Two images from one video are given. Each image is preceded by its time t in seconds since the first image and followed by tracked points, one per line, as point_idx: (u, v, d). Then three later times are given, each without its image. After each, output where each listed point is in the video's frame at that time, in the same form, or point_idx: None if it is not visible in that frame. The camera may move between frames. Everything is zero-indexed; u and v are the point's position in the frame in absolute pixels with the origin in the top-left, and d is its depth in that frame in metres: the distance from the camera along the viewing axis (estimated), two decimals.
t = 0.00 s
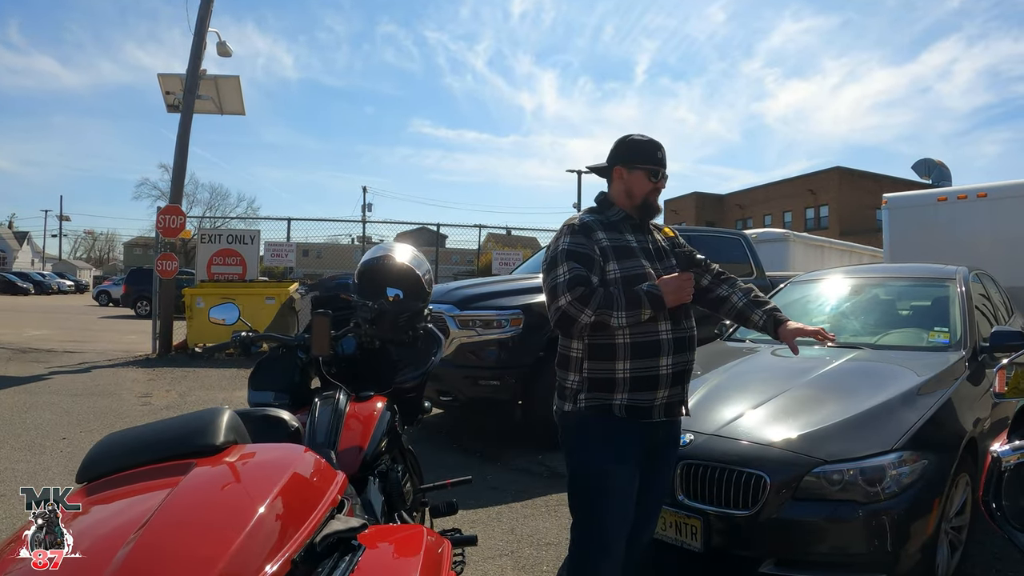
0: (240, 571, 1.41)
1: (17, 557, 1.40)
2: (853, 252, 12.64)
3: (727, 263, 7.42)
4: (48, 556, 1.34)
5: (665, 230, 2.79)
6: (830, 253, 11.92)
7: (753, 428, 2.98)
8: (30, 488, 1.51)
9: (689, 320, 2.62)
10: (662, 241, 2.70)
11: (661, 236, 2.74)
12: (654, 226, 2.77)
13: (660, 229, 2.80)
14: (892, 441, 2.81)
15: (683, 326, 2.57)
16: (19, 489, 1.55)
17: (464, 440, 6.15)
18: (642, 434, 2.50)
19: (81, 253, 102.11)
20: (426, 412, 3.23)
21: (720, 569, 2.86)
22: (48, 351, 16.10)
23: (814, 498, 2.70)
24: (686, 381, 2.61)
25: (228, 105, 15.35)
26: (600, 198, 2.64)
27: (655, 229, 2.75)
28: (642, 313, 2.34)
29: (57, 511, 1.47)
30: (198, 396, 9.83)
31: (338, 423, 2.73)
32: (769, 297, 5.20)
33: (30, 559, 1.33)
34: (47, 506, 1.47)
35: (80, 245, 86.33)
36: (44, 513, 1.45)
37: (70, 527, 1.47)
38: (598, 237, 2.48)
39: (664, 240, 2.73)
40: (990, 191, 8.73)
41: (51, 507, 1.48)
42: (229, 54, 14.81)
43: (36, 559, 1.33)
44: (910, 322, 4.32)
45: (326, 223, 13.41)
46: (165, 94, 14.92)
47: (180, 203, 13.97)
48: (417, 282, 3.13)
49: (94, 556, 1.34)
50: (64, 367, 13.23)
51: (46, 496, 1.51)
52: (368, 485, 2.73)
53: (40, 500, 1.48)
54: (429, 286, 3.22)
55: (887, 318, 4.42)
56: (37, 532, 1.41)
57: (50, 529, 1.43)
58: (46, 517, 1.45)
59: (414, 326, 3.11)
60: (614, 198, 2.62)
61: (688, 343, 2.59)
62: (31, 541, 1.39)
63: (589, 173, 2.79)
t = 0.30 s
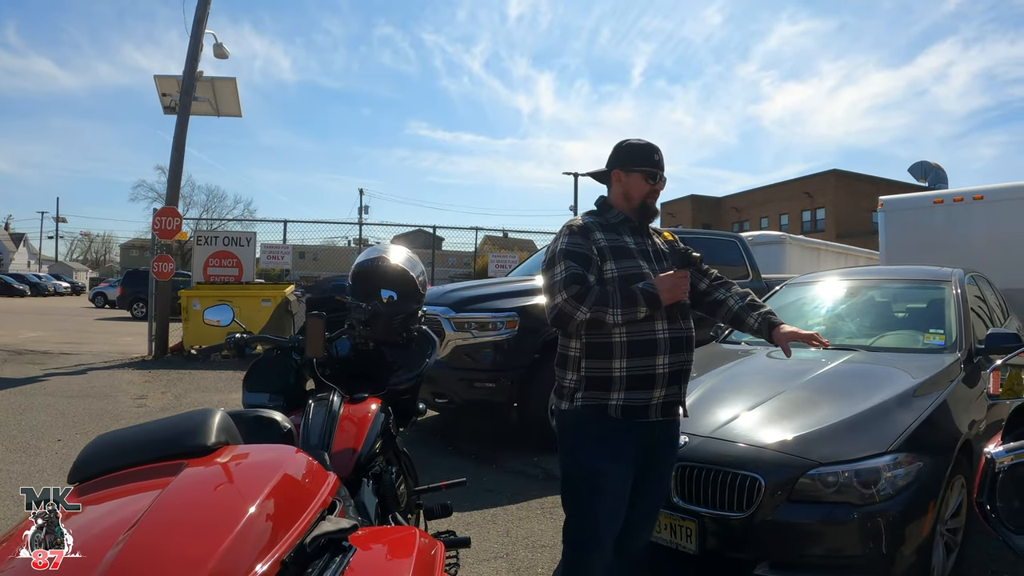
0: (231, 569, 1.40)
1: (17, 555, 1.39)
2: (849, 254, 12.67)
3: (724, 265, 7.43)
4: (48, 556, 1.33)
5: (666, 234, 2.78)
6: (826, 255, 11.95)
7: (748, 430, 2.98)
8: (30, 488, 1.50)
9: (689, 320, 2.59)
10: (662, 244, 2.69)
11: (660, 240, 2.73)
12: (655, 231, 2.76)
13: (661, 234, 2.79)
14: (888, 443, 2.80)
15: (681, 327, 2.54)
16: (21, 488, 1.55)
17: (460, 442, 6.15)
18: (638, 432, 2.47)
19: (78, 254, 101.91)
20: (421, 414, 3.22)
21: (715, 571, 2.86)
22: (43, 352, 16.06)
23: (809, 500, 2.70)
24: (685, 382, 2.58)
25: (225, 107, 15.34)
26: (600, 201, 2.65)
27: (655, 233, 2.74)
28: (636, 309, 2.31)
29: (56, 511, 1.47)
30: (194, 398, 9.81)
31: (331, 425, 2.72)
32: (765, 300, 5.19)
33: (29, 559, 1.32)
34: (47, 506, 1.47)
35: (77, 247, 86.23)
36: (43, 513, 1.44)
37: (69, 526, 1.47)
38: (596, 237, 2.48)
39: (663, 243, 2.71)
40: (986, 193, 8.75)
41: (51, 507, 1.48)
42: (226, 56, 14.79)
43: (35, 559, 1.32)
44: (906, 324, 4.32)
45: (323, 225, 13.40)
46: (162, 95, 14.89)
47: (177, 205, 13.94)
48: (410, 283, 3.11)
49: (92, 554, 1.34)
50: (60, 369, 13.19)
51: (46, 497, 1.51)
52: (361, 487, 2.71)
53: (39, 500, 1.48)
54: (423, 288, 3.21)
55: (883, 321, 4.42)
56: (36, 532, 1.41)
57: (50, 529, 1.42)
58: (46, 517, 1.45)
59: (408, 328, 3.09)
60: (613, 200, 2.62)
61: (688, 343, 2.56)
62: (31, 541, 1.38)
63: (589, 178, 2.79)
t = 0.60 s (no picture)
0: None
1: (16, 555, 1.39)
2: (852, 260, 12.61)
3: (726, 271, 7.37)
4: (48, 556, 1.33)
5: (672, 244, 2.73)
6: (828, 261, 11.89)
7: (752, 444, 2.92)
8: (30, 488, 1.49)
9: (695, 332, 2.53)
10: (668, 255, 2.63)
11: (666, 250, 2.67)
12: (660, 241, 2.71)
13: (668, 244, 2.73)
14: (896, 457, 2.74)
15: (687, 339, 2.47)
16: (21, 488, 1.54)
17: (460, 450, 6.10)
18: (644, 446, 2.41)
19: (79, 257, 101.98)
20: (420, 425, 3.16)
21: None
22: (42, 356, 16.00)
23: (815, 515, 2.64)
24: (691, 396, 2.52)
25: (226, 110, 15.31)
26: (604, 210, 2.60)
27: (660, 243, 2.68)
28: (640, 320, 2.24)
29: (56, 511, 1.46)
30: (193, 404, 9.75)
31: (328, 436, 2.66)
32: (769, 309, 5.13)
33: (29, 559, 1.32)
34: (47, 506, 1.46)
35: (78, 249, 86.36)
36: (43, 513, 1.44)
37: (71, 528, 1.46)
38: (599, 247, 2.42)
39: (669, 254, 2.65)
40: (990, 200, 8.69)
41: (51, 506, 1.47)
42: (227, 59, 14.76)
43: (35, 559, 1.32)
44: (912, 333, 4.25)
45: (324, 229, 13.35)
46: (163, 98, 14.86)
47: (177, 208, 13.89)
48: (407, 293, 3.07)
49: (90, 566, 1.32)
50: (59, 373, 13.14)
51: (46, 496, 1.49)
52: (357, 501, 2.65)
53: (40, 500, 1.47)
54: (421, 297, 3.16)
55: (889, 330, 4.35)
56: (36, 532, 1.40)
57: (49, 529, 1.42)
58: (46, 517, 1.44)
59: (405, 339, 3.04)
60: (617, 210, 2.57)
61: (695, 355, 2.50)
62: (30, 541, 1.38)
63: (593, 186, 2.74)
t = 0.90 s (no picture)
0: None
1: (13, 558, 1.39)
2: (860, 267, 12.40)
3: (732, 281, 7.19)
4: (48, 556, 1.37)
5: (675, 268, 2.56)
6: (836, 268, 11.69)
7: (759, 479, 2.74)
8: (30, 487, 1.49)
9: (699, 365, 2.36)
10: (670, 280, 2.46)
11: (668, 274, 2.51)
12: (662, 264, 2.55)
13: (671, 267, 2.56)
14: (911, 495, 2.56)
15: (689, 373, 2.31)
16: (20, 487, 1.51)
17: (458, 467, 5.95)
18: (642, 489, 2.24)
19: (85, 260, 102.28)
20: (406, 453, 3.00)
21: None
22: (43, 362, 15.91)
23: (824, 558, 2.46)
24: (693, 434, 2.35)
25: (227, 115, 15.21)
26: (602, 232, 2.43)
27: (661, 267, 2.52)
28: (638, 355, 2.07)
29: (56, 510, 1.46)
30: (191, 414, 9.63)
31: (306, 470, 2.51)
32: (776, 326, 4.95)
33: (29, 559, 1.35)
34: (47, 505, 1.46)
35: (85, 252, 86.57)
36: (43, 513, 1.44)
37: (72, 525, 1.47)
38: (596, 274, 2.26)
39: (672, 279, 2.48)
40: (1001, 207, 8.48)
41: (52, 506, 1.47)
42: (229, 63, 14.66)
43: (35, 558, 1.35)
44: (925, 353, 4.06)
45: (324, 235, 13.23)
46: (164, 103, 14.77)
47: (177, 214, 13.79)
48: (390, 321, 2.89)
49: None
50: (58, 381, 13.05)
51: (47, 496, 1.49)
52: (335, 540, 2.49)
53: (40, 499, 1.47)
54: (405, 324, 2.99)
55: (901, 349, 4.16)
56: (36, 532, 1.42)
57: (49, 529, 1.43)
58: (46, 515, 1.45)
59: (387, 370, 2.89)
60: (615, 233, 2.40)
61: (698, 390, 2.34)
62: (30, 541, 1.40)
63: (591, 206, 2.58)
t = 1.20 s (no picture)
0: None
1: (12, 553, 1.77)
2: (871, 271, 12.10)
3: (737, 285, 6.93)
4: (48, 556, 1.79)
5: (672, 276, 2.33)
6: (846, 271, 11.39)
7: (760, 505, 2.50)
8: (34, 489, 1.92)
9: (690, 388, 2.12)
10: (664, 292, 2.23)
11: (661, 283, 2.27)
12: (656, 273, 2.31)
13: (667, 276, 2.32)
14: (926, 527, 2.32)
15: (679, 396, 2.07)
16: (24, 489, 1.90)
17: (452, 479, 5.73)
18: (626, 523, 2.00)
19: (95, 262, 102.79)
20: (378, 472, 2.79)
21: None
22: (43, 365, 15.79)
23: None
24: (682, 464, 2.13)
25: (228, 117, 15.07)
26: (588, 236, 2.21)
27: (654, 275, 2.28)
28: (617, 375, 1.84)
29: (54, 511, 1.91)
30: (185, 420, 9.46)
31: (263, 492, 2.30)
32: (782, 334, 4.70)
33: (33, 557, 1.76)
34: (47, 506, 1.90)
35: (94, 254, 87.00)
36: (45, 513, 1.89)
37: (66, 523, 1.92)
38: (577, 283, 2.04)
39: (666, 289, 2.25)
40: (1015, 208, 8.18)
41: (51, 506, 1.91)
42: (230, 65, 14.52)
43: (37, 558, 1.77)
44: (940, 364, 3.80)
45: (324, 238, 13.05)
46: (164, 105, 14.65)
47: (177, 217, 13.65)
48: (351, 331, 2.70)
49: None
50: (55, 384, 12.92)
51: (46, 496, 1.93)
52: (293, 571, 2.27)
53: (41, 500, 1.91)
54: (370, 335, 2.80)
55: (915, 360, 3.90)
56: (39, 531, 1.86)
57: (50, 528, 1.89)
58: (45, 517, 1.89)
59: (349, 386, 2.68)
60: (602, 237, 2.18)
61: (689, 415, 2.10)
62: (33, 540, 1.83)
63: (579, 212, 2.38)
